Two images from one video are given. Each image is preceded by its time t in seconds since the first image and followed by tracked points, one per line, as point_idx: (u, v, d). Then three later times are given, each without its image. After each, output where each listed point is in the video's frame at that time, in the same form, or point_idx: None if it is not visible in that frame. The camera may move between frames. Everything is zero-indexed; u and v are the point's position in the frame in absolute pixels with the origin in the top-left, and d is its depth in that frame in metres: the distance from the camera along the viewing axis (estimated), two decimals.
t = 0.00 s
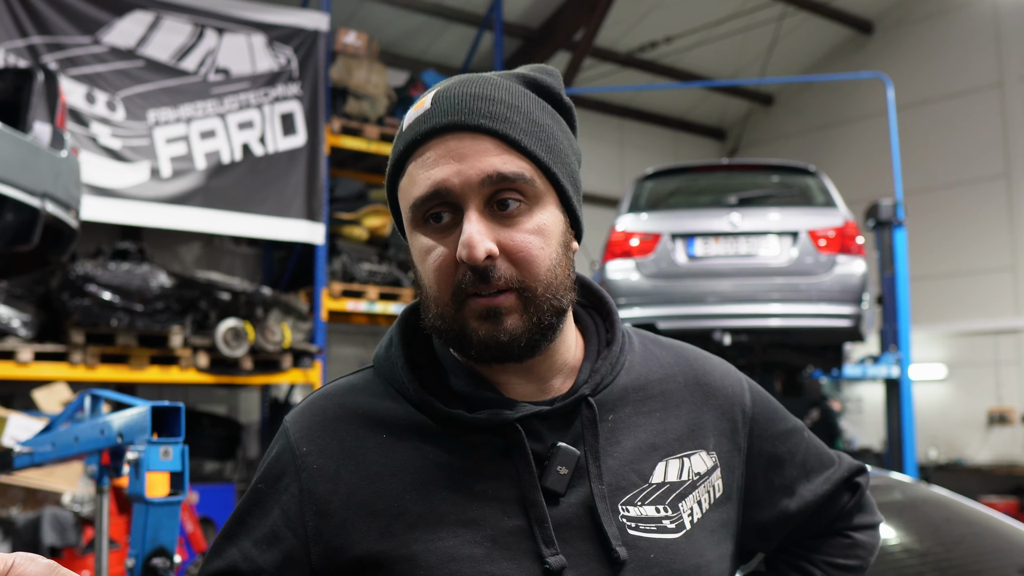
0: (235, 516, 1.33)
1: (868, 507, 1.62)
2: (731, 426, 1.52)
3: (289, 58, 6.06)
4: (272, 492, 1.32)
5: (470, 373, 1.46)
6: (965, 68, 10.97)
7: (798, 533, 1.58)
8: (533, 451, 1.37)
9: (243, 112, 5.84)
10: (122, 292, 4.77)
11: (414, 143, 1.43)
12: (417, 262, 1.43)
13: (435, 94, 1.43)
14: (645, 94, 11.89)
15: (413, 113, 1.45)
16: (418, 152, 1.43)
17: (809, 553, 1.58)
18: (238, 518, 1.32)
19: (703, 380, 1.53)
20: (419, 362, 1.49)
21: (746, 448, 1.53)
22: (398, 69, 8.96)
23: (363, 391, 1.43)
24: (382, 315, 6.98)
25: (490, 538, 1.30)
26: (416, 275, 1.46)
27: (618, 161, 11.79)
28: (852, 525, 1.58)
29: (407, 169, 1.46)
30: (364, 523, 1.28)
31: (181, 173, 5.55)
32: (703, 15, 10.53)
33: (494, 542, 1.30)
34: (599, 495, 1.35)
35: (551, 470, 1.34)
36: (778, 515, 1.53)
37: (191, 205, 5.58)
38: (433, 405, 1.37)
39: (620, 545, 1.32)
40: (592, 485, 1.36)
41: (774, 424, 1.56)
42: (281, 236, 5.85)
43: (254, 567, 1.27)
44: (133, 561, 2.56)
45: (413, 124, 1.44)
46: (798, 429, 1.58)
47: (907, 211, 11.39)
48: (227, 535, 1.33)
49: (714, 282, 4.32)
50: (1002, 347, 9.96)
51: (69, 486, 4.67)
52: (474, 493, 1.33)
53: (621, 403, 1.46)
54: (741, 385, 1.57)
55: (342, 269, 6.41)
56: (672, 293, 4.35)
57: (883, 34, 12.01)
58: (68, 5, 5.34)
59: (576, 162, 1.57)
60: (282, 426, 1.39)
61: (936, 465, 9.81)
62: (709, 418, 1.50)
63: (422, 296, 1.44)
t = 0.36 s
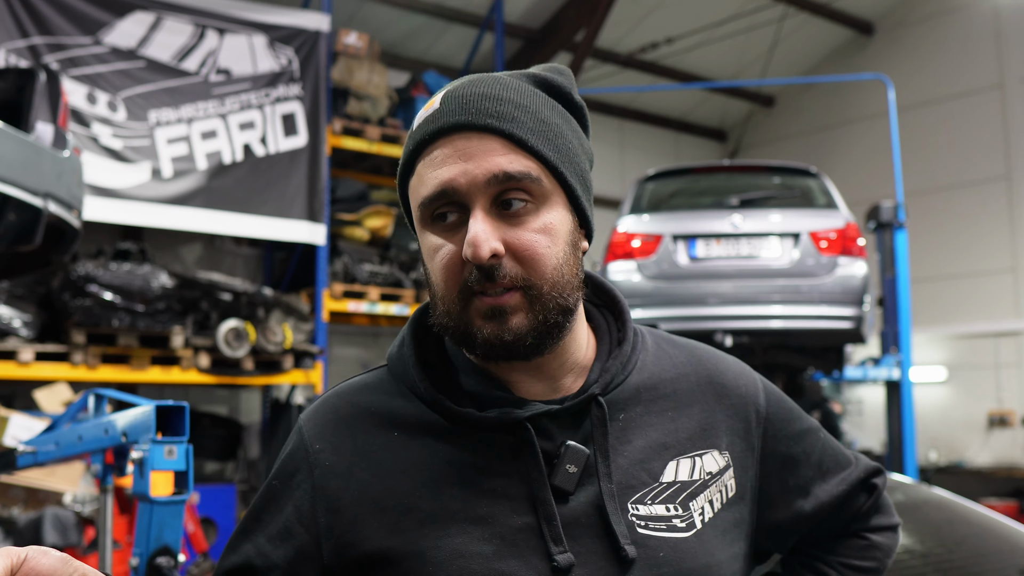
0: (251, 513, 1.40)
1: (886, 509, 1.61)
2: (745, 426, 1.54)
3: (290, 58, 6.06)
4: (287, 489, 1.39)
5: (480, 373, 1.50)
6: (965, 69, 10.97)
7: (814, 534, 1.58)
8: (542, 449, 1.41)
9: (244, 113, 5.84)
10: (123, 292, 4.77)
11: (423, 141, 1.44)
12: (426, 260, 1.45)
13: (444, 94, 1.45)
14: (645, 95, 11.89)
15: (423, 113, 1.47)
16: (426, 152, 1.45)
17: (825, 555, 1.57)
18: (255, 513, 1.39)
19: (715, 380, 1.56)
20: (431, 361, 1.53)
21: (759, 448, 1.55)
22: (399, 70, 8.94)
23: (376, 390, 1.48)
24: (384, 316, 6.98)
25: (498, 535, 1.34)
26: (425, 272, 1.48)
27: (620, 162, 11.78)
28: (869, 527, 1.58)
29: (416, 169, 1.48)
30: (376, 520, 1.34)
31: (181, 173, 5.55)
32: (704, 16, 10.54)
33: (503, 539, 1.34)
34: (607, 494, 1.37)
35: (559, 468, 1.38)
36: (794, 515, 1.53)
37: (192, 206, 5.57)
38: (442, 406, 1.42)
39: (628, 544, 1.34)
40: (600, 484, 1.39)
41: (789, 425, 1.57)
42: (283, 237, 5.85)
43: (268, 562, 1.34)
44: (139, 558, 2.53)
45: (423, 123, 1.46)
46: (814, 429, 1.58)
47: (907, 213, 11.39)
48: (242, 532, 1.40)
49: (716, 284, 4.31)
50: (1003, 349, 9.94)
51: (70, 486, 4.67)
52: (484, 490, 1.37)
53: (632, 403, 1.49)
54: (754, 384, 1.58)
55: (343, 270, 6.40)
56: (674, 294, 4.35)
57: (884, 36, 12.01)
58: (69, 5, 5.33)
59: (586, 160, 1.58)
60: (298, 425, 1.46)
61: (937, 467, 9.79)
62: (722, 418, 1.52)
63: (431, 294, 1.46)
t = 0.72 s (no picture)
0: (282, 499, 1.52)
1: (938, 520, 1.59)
2: (776, 431, 1.55)
3: (293, 61, 6.08)
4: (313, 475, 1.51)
5: (499, 372, 1.56)
6: (969, 68, 10.95)
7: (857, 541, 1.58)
8: (553, 446, 1.46)
9: (249, 116, 5.85)
10: (128, 296, 4.77)
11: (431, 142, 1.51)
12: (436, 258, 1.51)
13: (451, 96, 1.50)
14: (648, 96, 11.88)
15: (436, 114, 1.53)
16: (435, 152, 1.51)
17: (870, 565, 1.58)
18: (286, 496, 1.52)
19: (747, 383, 1.57)
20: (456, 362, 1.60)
21: (793, 452, 1.56)
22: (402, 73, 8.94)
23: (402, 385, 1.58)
24: (389, 318, 6.98)
25: (503, 531, 1.40)
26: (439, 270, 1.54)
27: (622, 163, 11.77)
28: (917, 539, 1.57)
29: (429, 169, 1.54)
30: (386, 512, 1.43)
31: (185, 177, 5.56)
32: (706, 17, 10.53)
33: (508, 536, 1.40)
34: (615, 495, 1.41)
35: (570, 468, 1.42)
36: (832, 523, 1.54)
37: (197, 209, 5.58)
38: (457, 405, 1.49)
39: (634, 547, 1.37)
40: (610, 485, 1.43)
41: (828, 430, 1.57)
42: (287, 240, 5.86)
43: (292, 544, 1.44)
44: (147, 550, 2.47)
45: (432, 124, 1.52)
46: (857, 436, 1.57)
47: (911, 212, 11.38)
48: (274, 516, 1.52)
49: (721, 284, 4.31)
50: (1008, 347, 9.91)
51: (76, 490, 4.69)
52: (493, 487, 1.43)
53: (657, 403, 1.52)
54: (791, 388, 1.59)
55: (348, 272, 6.38)
56: (679, 294, 4.34)
57: (887, 35, 11.99)
58: (73, 10, 5.34)
59: (599, 158, 1.58)
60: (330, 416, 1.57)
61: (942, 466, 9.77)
62: (750, 422, 1.54)
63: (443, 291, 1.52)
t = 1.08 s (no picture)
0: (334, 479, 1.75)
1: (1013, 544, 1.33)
2: (797, 433, 1.44)
3: (298, 60, 6.09)
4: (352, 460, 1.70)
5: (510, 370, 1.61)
6: (972, 68, 10.93)
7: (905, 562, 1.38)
8: (546, 442, 1.49)
9: (253, 114, 5.86)
10: (133, 293, 4.79)
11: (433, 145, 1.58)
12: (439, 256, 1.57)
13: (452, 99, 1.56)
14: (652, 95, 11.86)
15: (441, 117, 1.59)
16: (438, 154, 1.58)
17: None
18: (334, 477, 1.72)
19: (766, 382, 1.49)
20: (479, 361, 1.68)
21: (819, 457, 1.42)
22: (406, 71, 8.94)
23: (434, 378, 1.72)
24: (392, 316, 6.99)
25: (490, 524, 1.44)
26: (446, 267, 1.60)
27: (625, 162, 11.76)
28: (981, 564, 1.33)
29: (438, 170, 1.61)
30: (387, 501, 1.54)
31: (190, 175, 5.57)
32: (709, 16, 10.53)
33: (495, 529, 1.44)
34: (599, 493, 1.40)
35: (559, 465, 1.44)
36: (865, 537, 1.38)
37: (201, 207, 5.59)
38: (464, 400, 1.59)
39: (612, 548, 1.36)
40: (596, 484, 1.42)
41: (864, 434, 1.40)
42: (291, 238, 5.86)
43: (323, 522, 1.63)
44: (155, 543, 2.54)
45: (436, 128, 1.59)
46: (905, 442, 1.39)
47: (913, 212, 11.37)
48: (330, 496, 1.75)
49: (724, 283, 4.31)
50: (1011, 348, 9.90)
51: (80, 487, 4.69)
52: (487, 480, 1.49)
53: (663, 401, 1.49)
54: (820, 387, 1.47)
55: (351, 270, 6.39)
56: (682, 293, 4.35)
57: (890, 35, 11.98)
58: (78, 8, 5.36)
59: (599, 156, 1.56)
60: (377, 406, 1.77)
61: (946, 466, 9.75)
62: (764, 424, 1.45)
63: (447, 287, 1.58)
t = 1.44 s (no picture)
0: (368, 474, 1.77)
1: None
2: (811, 431, 1.40)
3: (304, 61, 6.10)
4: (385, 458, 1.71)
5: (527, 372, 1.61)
6: (979, 64, 10.89)
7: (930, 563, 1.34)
8: (558, 443, 1.49)
9: (260, 116, 5.87)
10: (141, 295, 4.80)
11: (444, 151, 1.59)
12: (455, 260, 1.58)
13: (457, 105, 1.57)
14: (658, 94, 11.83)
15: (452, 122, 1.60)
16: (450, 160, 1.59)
17: None
18: (369, 471, 1.73)
19: (781, 379, 1.45)
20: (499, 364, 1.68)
21: (835, 456, 1.39)
22: (412, 72, 8.93)
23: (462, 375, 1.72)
24: (400, 316, 7.00)
25: (502, 523, 1.45)
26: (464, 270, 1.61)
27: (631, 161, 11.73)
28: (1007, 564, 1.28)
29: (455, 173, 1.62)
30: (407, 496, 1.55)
31: (198, 177, 5.58)
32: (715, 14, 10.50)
33: (507, 527, 1.44)
34: (605, 493, 1.40)
35: (567, 465, 1.43)
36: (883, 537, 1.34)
37: (209, 209, 5.60)
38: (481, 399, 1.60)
39: (618, 547, 1.35)
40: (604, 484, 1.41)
41: (882, 432, 1.36)
42: (299, 239, 5.87)
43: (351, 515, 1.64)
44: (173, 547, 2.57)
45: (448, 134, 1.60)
46: (928, 440, 1.34)
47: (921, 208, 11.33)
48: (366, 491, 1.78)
49: (732, 281, 4.30)
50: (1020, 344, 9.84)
51: (92, 488, 4.71)
52: (501, 480, 1.49)
53: (676, 400, 1.47)
54: (837, 384, 1.42)
55: (359, 271, 6.37)
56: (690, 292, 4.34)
57: (896, 31, 11.94)
58: (85, 11, 5.37)
59: (603, 159, 1.52)
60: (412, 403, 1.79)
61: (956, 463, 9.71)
62: (777, 423, 1.42)
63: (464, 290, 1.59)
